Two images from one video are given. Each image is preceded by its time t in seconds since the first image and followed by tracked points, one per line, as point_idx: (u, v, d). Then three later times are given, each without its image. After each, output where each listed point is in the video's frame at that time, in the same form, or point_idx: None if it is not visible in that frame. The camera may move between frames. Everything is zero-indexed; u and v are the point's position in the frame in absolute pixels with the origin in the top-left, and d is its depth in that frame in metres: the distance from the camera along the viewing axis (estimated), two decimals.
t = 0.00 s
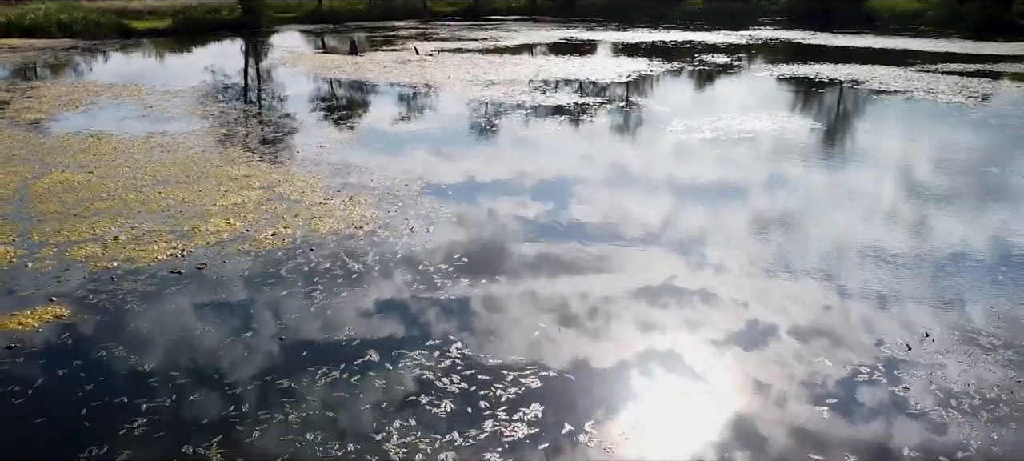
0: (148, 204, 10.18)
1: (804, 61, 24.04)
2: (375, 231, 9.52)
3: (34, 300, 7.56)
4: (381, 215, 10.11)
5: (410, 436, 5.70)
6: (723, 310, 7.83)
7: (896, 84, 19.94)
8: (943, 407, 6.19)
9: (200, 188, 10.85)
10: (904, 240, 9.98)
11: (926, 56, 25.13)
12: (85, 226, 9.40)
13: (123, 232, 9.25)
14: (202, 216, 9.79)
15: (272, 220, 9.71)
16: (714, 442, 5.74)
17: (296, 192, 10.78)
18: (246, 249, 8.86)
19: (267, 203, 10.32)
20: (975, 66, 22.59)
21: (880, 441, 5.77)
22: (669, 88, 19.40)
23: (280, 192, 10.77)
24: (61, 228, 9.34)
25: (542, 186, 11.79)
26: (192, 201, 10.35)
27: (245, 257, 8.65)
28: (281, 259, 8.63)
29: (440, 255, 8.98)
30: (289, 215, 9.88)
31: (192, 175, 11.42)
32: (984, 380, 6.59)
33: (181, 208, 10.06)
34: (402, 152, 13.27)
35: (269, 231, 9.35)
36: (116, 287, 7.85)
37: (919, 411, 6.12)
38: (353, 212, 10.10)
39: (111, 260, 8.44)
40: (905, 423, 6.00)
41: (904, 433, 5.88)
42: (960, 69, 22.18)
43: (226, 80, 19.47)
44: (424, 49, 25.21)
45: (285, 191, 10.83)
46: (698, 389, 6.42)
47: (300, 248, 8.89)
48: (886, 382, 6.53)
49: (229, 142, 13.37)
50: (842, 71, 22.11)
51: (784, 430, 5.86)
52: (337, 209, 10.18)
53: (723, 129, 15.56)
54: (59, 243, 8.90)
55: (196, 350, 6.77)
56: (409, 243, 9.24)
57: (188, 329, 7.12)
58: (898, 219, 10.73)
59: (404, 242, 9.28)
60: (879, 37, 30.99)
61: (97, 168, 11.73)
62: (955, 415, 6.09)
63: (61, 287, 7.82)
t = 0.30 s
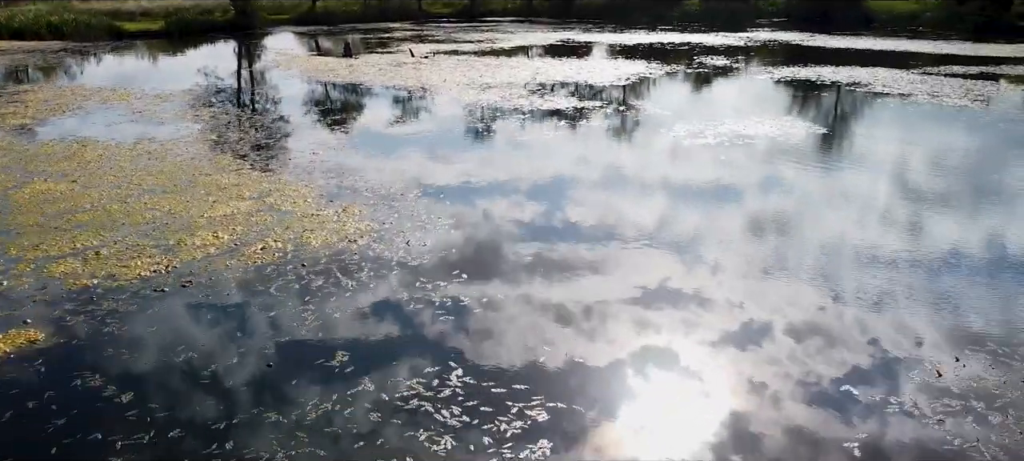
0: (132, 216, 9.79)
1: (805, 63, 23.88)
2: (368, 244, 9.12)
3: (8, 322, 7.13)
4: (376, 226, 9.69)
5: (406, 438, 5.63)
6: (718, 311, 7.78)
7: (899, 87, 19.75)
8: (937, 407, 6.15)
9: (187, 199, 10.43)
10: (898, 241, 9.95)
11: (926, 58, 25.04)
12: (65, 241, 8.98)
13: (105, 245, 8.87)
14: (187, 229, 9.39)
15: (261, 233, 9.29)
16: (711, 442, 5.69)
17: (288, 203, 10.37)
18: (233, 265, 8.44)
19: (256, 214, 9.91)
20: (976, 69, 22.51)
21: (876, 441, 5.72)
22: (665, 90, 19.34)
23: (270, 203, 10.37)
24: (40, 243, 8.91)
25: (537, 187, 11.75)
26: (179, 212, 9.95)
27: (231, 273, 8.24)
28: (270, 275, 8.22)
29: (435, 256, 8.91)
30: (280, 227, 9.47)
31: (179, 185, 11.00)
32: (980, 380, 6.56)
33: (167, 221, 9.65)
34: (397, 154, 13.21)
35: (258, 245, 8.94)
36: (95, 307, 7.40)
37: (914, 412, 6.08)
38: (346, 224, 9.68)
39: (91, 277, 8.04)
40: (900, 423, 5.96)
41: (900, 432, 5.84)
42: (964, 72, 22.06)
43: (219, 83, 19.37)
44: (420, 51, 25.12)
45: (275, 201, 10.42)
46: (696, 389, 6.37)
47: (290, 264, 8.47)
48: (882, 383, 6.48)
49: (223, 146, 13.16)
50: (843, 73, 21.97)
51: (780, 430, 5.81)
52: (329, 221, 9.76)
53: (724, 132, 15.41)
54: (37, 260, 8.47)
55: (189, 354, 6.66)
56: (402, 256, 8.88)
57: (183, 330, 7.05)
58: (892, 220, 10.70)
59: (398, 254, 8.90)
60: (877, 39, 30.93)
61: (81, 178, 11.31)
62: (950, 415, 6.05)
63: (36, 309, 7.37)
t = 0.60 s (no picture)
0: (126, 228, 9.29)
1: (817, 67, 23.66)
2: (373, 260, 8.65)
3: None
4: (379, 240, 9.23)
5: (409, 438, 5.58)
6: (722, 313, 7.71)
7: (914, 92, 19.51)
8: (942, 409, 6.09)
9: (184, 210, 9.93)
10: (903, 243, 9.86)
11: (937, 61, 24.84)
12: (55, 256, 8.48)
13: (96, 261, 8.37)
14: (183, 243, 8.89)
15: (259, 248, 8.81)
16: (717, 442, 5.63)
17: (288, 214, 9.90)
18: (229, 282, 7.96)
19: (255, 226, 9.43)
20: (987, 72, 22.31)
21: (880, 443, 5.66)
22: (672, 92, 19.21)
23: (270, 214, 9.89)
24: (29, 259, 8.40)
25: (541, 188, 11.70)
26: (175, 224, 9.47)
27: (227, 293, 7.74)
28: (267, 295, 7.73)
29: (438, 258, 8.85)
30: (279, 241, 9.00)
31: (176, 194, 10.52)
32: (985, 382, 6.50)
33: (162, 233, 9.16)
34: (401, 155, 13.17)
35: (255, 260, 8.46)
36: (81, 331, 6.90)
37: (918, 414, 6.02)
38: (348, 237, 9.21)
39: (80, 296, 7.54)
40: (905, 424, 5.90)
41: (904, 434, 5.78)
42: (976, 76, 21.86)
43: (223, 85, 19.34)
44: (425, 54, 25.06)
45: (275, 212, 9.95)
46: (701, 389, 6.31)
47: (289, 282, 8.00)
48: (887, 385, 6.41)
49: (226, 151, 12.85)
50: (856, 77, 21.72)
51: (784, 430, 5.75)
52: (330, 234, 9.29)
53: (736, 136, 15.08)
54: (25, 277, 7.97)
55: (180, 378, 6.24)
56: (405, 275, 8.33)
57: (177, 343, 6.77)
58: (898, 222, 10.62)
59: (402, 274, 8.35)
60: (887, 42, 30.74)
61: (75, 187, 10.78)
62: (955, 418, 5.99)
63: (20, 333, 6.87)
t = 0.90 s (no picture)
0: (140, 238, 8.93)
1: (849, 71, 23.29)
2: (393, 275, 8.25)
3: None
4: (398, 251, 8.86)
5: (429, 437, 5.55)
6: (744, 316, 7.60)
7: (950, 96, 19.13)
8: (968, 416, 5.97)
9: (199, 219, 9.57)
10: (929, 247, 9.70)
11: (969, 65, 24.43)
12: (66, 268, 8.13)
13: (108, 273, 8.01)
14: (197, 255, 8.51)
15: (274, 260, 8.47)
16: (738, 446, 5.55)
17: (305, 224, 9.55)
18: (242, 296, 7.61)
19: (270, 237, 9.09)
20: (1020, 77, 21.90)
21: (904, 449, 5.55)
22: (696, 95, 18.97)
23: (286, 224, 9.54)
24: (39, 270, 8.06)
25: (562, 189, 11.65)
26: (189, 234, 9.10)
27: (239, 309, 7.35)
28: (281, 311, 7.34)
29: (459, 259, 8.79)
30: (295, 253, 8.66)
31: (192, 202, 10.16)
32: (1012, 389, 6.36)
33: (175, 244, 8.81)
34: (422, 156, 13.17)
35: (269, 274, 8.12)
36: (87, 348, 6.53)
37: (943, 420, 5.90)
38: (365, 249, 8.86)
39: (88, 312, 7.18)
40: (929, 431, 5.78)
41: (927, 440, 5.68)
42: (1011, 80, 21.45)
43: (246, 87, 19.43)
44: (447, 56, 25.07)
45: (292, 222, 9.61)
46: (722, 391, 6.22)
47: (304, 297, 7.64)
48: (911, 390, 6.30)
49: (247, 155, 12.65)
50: (889, 81, 21.34)
51: (807, 435, 5.66)
52: (347, 245, 8.95)
53: (767, 142, 14.65)
54: (33, 290, 7.63)
55: (186, 404, 5.83)
56: (425, 291, 7.91)
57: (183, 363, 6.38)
58: (923, 226, 10.45)
59: (422, 290, 7.94)
60: (917, 44, 30.30)
61: (92, 193, 10.40)
62: (981, 425, 5.86)
63: (24, 351, 6.51)
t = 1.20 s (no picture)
0: (163, 247, 8.57)
1: (894, 75, 22.78)
2: (422, 291, 7.77)
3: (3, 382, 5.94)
4: (427, 265, 8.41)
5: (456, 438, 5.52)
6: (777, 321, 7.46)
7: (999, 101, 18.61)
8: (1006, 427, 5.81)
9: (225, 227, 9.20)
10: (966, 253, 9.46)
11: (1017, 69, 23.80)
12: (86, 278, 7.78)
13: (129, 284, 7.65)
14: (220, 265, 8.14)
15: (298, 272, 8.05)
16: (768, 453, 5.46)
17: (332, 233, 9.13)
18: (264, 312, 7.17)
19: (296, 247, 8.68)
20: None
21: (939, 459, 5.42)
22: (731, 98, 18.68)
23: (313, 233, 9.13)
24: (60, 280, 7.72)
25: (592, 189, 11.56)
26: (214, 243, 8.73)
27: (261, 325, 6.95)
28: (303, 329, 6.91)
29: (488, 260, 8.72)
30: (320, 265, 8.24)
31: (218, 209, 9.82)
32: None
33: (198, 253, 8.43)
34: (453, 156, 13.17)
35: (293, 287, 7.70)
36: (101, 367, 6.15)
37: (979, 431, 5.76)
38: (393, 262, 8.41)
39: (104, 327, 6.81)
40: (964, 441, 5.64)
41: (963, 450, 5.53)
42: None
43: (280, 88, 19.59)
44: (479, 58, 25.04)
45: (319, 231, 9.19)
46: (752, 395, 6.13)
47: (328, 314, 7.19)
48: (946, 398, 6.15)
49: (278, 158, 12.44)
50: (936, 86, 20.82)
51: (838, 442, 5.55)
52: (374, 257, 8.52)
53: (810, 151, 13.96)
54: (51, 302, 7.27)
55: (213, 407, 5.74)
56: (454, 311, 7.41)
57: (198, 385, 6.00)
58: (960, 230, 10.21)
59: (451, 309, 7.44)
60: (961, 47, 29.63)
61: (118, 200, 10.11)
62: (1019, 436, 5.71)
63: (36, 368, 6.13)
